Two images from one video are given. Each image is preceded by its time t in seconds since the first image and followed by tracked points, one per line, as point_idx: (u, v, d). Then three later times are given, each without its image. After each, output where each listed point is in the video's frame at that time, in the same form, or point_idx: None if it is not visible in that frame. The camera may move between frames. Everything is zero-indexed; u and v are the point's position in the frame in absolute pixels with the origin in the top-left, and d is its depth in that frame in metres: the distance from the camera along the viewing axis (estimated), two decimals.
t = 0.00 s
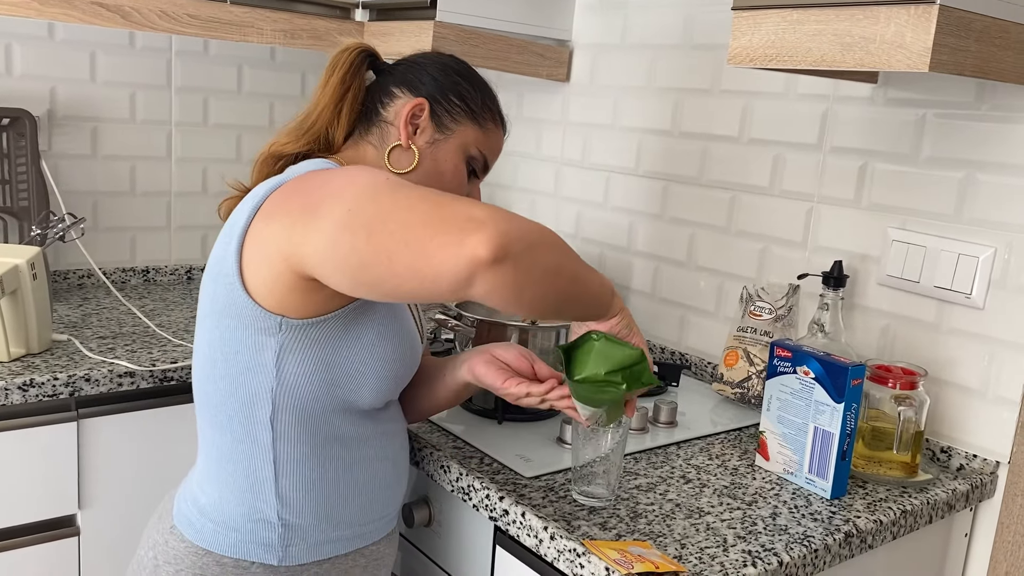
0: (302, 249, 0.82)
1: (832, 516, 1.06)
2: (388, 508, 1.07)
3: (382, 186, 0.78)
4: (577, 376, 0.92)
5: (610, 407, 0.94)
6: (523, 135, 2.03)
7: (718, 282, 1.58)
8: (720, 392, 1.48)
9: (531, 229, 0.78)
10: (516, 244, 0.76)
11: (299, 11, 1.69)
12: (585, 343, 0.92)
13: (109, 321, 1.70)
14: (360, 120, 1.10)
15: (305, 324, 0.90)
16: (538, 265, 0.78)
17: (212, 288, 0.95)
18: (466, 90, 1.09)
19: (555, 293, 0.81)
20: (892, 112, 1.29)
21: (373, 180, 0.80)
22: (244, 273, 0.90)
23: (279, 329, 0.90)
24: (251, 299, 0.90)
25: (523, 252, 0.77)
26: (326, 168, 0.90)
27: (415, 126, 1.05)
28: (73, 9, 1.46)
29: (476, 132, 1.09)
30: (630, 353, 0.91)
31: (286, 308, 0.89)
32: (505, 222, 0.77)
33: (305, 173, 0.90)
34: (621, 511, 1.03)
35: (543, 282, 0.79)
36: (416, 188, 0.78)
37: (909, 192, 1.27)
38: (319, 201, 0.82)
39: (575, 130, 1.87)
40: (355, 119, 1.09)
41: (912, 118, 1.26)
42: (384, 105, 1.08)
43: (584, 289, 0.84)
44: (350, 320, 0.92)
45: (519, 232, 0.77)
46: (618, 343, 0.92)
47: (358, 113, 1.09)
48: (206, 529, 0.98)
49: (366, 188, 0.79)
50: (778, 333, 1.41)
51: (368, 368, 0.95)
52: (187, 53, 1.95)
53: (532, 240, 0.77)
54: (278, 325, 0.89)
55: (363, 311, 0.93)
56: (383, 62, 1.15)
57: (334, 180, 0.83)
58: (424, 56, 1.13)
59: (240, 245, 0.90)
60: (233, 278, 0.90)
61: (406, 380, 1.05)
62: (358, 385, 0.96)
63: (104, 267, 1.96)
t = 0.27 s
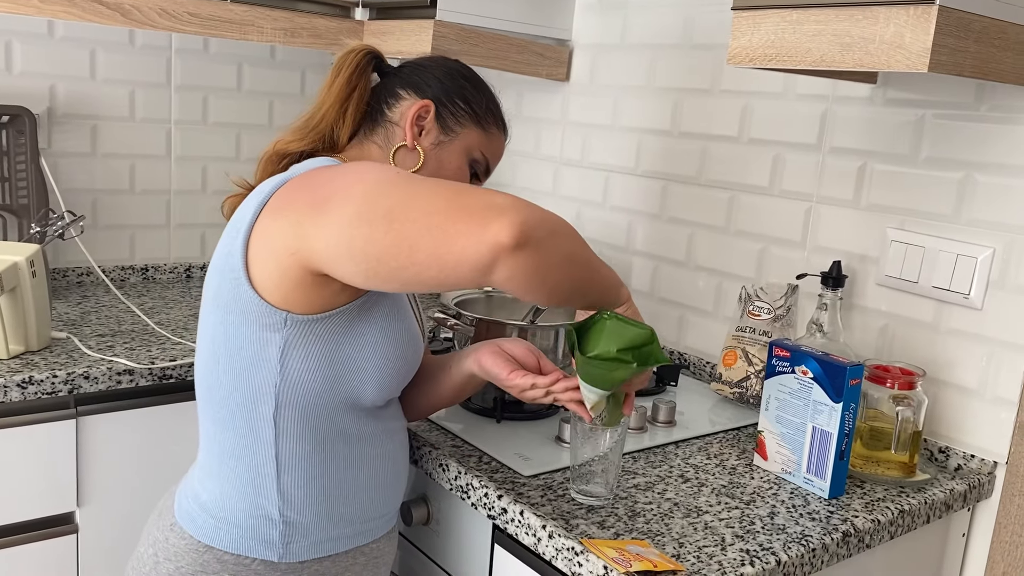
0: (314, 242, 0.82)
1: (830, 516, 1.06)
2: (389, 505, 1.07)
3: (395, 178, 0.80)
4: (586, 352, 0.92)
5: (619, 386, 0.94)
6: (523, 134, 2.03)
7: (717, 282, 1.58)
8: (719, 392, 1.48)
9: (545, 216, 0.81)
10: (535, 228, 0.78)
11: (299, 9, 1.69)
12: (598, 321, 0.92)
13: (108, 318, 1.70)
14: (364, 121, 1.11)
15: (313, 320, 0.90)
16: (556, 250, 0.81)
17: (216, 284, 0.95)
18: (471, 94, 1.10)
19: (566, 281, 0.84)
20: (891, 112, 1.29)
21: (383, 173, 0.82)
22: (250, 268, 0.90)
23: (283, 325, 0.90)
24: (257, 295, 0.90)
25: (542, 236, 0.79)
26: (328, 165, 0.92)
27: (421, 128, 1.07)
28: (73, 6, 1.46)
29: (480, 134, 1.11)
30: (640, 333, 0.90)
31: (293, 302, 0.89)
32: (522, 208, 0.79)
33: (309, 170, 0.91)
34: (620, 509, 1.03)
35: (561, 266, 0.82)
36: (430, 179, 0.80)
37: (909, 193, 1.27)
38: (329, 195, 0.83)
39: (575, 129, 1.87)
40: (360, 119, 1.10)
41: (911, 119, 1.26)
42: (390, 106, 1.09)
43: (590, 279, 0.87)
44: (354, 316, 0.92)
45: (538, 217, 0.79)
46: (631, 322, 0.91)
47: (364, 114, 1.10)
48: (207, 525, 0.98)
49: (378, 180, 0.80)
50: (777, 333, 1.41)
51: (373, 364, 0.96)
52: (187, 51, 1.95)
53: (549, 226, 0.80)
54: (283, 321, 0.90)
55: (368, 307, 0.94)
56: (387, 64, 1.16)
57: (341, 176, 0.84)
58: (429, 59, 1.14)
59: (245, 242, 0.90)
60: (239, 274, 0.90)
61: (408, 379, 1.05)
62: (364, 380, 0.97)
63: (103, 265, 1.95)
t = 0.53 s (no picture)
0: (323, 238, 0.82)
1: (828, 516, 1.06)
2: (389, 503, 1.08)
3: (405, 173, 0.80)
4: (589, 336, 0.89)
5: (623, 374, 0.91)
6: (522, 135, 2.03)
7: (716, 282, 1.59)
8: (718, 393, 1.49)
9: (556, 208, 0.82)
10: (549, 219, 0.79)
11: (299, 9, 1.69)
12: (603, 307, 0.90)
13: (108, 318, 1.70)
14: (367, 122, 1.11)
15: (319, 316, 0.90)
16: (569, 241, 0.82)
17: (218, 282, 0.95)
18: (473, 97, 1.11)
19: (576, 273, 0.85)
20: (891, 113, 1.29)
21: (392, 168, 0.82)
22: (256, 265, 0.90)
23: (287, 322, 0.90)
24: (264, 291, 0.90)
25: (556, 227, 0.80)
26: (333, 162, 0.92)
27: (424, 129, 1.07)
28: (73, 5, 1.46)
29: (482, 137, 1.11)
30: (646, 319, 0.88)
31: (300, 298, 0.89)
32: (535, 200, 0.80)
33: (314, 167, 0.91)
34: (619, 510, 1.03)
35: (573, 257, 0.82)
36: (440, 173, 0.81)
37: (908, 194, 1.27)
38: (337, 191, 0.83)
39: (574, 130, 1.87)
40: (363, 121, 1.11)
41: (911, 120, 1.27)
42: (393, 108, 1.09)
43: (598, 272, 0.88)
44: (357, 314, 0.93)
45: (552, 209, 0.80)
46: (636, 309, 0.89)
47: (366, 115, 1.10)
48: (208, 522, 0.98)
49: (388, 175, 0.81)
50: (776, 334, 1.41)
51: (376, 361, 0.96)
52: (187, 51, 1.95)
53: (562, 217, 0.81)
54: (286, 318, 0.90)
55: (370, 305, 0.94)
56: (389, 66, 1.16)
57: (348, 172, 0.84)
58: (431, 62, 1.15)
59: (250, 239, 0.90)
60: (245, 271, 0.90)
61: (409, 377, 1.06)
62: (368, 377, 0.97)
63: (103, 264, 1.96)
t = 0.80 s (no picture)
0: (325, 235, 0.82)
1: (828, 518, 1.06)
2: (389, 504, 1.08)
3: (407, 170, 0.80)
4: (592, 328, 0.90)
5: (626, 367, 0.91)
6: (523, 135, 2.03)
7: (716, 284, 1.59)
8: (718, 394, 1.49)
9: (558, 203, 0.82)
10: (553, 214, 0.79)
11: (300, 10, 1.69)
12: (606, 300, 0.91)
13: (107, 317, 1.70)
14: (367, 123, 1.11)
15: (320, 314, 0.90)
16: (573, 236, 0.82)
17: (218, 281, 0.95)
18: (473, 98, 1.11)
19: (578, 269, 0.85)
20: (891, 115, 1.29)
21: (393, 166, 0.82)
22: (257, 264, 0.90)
23: (287, 321, 0.90)
24: (265, 289, 0.90)
25: (559, 223, 0.80)
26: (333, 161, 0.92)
27: (423, 130, 1.07)
28: (74, 5, 1.46)
29: (481, 138, 1.11)
30: (649, 310, 0.88)
31: (301, 296, 0.89)
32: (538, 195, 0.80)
33: (314, 167, 0.91)
34: (619, 511, 1.03)
35: (575, 253, 0.83)
36: (442, 170, 0.81)
37: (908, 196, 1.27)
38: (338, 189, 0.83)
39: (575, 131, 1.87)
40: (363, 121, 1.11)
41: (911, 122, 1.27)
42: (392, 108, 1.09)
43: (600, 268, 0.88)
44: (358, 313, 0.93)
45: (555, 204, 0.80)
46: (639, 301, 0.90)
47: (366, 115, 1.10)
48: (208, 522, 0.98)
49: (390, 172, 0.80)
50: (776, 336, 1.41)
51: (377, 360, 0.96)
52: (188, 51, 1.95)
53: (566, 212, 0.81)
54: (287, 317, 0.90)
55: (371, 304, 0.94)
56: (389, 67, 1.16)
57: (349, 170, 0.84)
58: (431, 63, 1.15)
59: (251, 238, 0.90)
60: (246, 270, 0.90)
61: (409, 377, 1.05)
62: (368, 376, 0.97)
63: (103, 264, 1.95)
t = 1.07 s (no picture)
0: (325, 236, 0.82)
1: (829, 520, 1.06)
2: (388, 505, 1.08)
3: (408, 170, 0.80)
4: (597, 318, 0.89)
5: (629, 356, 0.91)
6: (523, 137, 2.03)
7: (716, 286, 1.59)
8: (718, 396, 1.49)
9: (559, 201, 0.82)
10: (554, 212, 0.79)
11: (300, 11, 1.69)
12: (607, 290, 0.90)
13: (108, 319, 1.70)
14: (366, 124, 1.11)
15: (320, 314, 0.90)
16: (574, 233, 0.82)
17: (217, 282, 0.95)
18: (472, 100, 1.11)
19: (579, 267, 0.85)
20: (892, 118, 1.29)
21: (393, 166, 0.82)
22: (256, 265, 0.90)
23: (286, 322, 0.90)
24: (265, 290, 0.90)
25: (561, 220, 0.80)
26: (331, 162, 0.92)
27: (423, 131, 1.07)
28: (75, 6, 1.46)
29: (480, 139, 1.11)
30: (649, 299, 0.88)
31: (301, 296, 0.88)
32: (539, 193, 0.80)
33: (312, 168, 0.91)
34: (619, 513, 1.03)
35: (576, 250, 0.83)
36: (442, 169, 0.81)
37: (909, 198, 1.27)
38: (337, 190, 0.82)
39: (575, 132, 1.87)
40: (362, 122, 1.11)
41: (912, 124, 1.27)
42: (392, 110, 1.09)
43: (600, 266, 0.89)
44: (357, 314, 0.93)
45: (556, 201, 0.80)
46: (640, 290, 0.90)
47: (365, 117, 1.10)
48: (206, 523, 0.98)
49: (391, 172, 0.80)
50: (777, 338, 1.41)
51: (376, 360, 0.96)
52: (188, 52, 1.95)
53: (566, 210, 0.81)
54: (286, 318, 0.90)
55: (370, 305, 0.94)
56: (388, 69, 1.16)
57: (349, 171, 0.84)
58: (430, 65, 1.15)
59: (250, 239, 0.90)
60: (246, 271, 0.90)
61: (408, 378, 1.06)
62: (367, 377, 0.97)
63: (103, 265, 1.95)
